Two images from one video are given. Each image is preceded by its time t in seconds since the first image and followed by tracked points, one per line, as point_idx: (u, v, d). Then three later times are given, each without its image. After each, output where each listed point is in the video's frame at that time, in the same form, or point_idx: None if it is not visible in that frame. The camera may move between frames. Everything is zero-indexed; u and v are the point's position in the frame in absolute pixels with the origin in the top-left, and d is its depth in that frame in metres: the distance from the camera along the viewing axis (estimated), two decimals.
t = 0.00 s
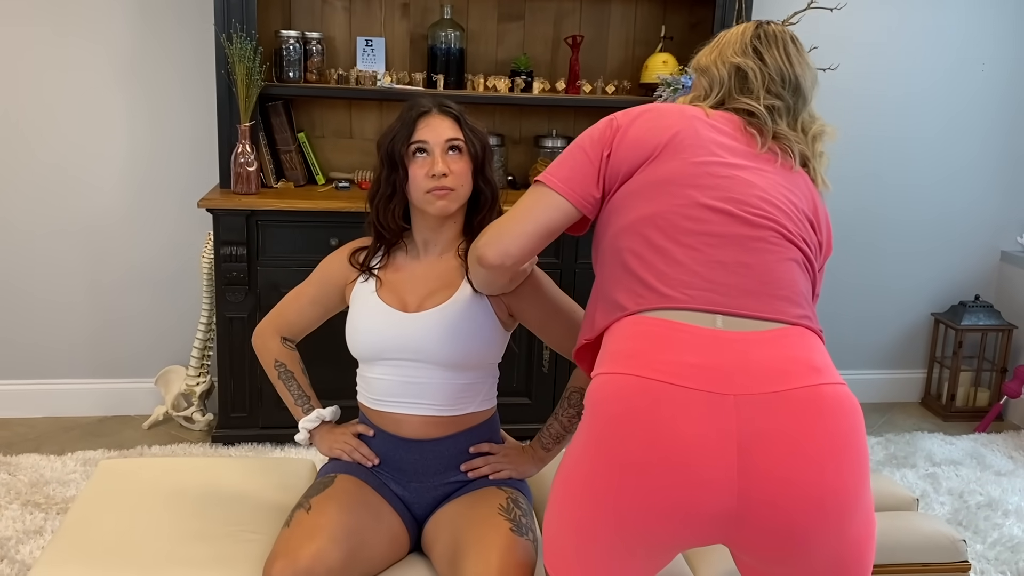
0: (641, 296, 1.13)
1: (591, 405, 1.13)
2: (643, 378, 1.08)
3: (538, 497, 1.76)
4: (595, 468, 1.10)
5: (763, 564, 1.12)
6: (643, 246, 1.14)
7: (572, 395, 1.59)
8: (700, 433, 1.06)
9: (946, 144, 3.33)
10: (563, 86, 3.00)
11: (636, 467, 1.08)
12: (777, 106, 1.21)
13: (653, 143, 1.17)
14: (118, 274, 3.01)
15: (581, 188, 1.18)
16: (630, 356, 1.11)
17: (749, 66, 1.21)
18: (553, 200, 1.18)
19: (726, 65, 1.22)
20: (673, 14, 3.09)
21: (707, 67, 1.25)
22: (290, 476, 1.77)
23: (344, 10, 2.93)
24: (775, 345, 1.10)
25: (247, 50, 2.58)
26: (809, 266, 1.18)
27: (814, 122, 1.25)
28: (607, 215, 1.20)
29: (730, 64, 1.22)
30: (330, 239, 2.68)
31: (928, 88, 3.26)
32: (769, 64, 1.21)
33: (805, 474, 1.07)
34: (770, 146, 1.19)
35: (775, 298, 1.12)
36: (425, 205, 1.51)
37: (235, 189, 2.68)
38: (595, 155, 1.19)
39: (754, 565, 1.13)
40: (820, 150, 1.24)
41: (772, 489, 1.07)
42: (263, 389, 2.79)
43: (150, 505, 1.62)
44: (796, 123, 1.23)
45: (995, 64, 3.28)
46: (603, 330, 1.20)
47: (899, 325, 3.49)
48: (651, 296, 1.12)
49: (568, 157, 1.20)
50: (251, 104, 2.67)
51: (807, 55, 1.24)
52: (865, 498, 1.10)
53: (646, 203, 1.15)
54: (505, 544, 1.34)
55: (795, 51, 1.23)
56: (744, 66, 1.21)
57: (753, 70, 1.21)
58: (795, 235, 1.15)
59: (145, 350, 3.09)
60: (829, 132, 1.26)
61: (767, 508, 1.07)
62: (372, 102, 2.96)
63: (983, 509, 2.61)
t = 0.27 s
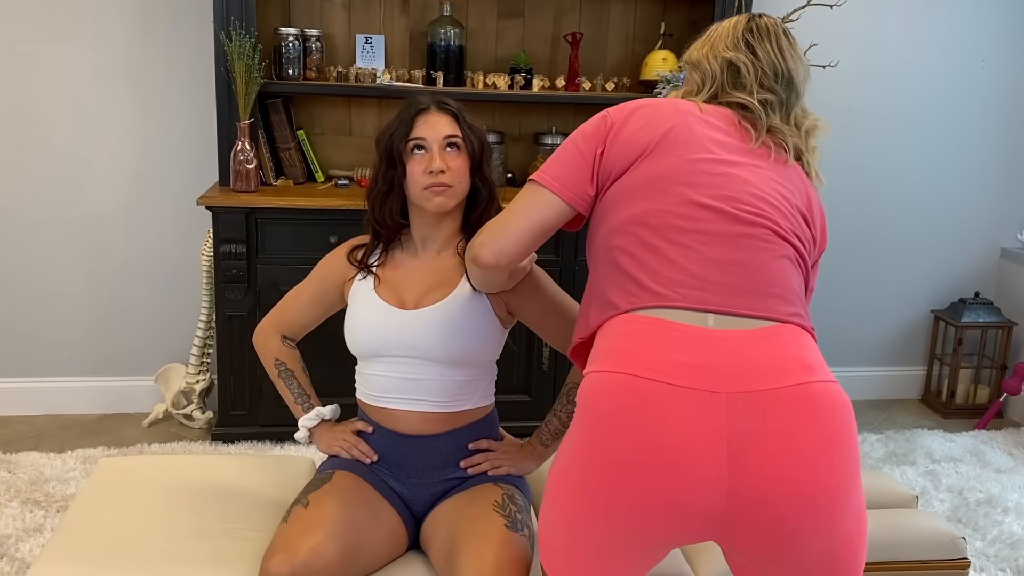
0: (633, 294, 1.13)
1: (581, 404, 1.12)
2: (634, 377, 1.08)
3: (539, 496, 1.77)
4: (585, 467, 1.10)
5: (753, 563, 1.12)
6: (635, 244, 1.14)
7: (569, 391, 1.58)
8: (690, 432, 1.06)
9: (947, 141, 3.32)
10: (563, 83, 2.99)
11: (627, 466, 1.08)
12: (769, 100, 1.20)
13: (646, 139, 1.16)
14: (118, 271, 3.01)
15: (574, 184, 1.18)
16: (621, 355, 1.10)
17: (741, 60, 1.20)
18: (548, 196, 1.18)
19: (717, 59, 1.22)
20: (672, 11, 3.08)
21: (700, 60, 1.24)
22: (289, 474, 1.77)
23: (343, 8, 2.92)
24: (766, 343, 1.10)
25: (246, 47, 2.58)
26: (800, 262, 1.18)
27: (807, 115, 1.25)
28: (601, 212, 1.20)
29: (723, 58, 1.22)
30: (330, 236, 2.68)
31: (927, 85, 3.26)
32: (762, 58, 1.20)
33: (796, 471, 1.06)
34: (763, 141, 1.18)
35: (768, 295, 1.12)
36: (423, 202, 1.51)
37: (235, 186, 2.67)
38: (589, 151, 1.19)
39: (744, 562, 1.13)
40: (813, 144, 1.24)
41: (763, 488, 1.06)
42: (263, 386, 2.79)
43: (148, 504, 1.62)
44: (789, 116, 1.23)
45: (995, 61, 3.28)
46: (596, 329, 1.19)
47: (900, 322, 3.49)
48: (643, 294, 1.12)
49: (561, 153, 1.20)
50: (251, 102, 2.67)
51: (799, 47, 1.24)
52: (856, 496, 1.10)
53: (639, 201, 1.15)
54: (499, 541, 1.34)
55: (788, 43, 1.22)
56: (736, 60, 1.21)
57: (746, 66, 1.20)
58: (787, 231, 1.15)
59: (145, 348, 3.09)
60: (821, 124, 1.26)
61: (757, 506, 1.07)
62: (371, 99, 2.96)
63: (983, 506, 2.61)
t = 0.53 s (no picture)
0: (643, 286, 1.11)
1: (590, 398, 1.11)
2: (646, 372, 1.07)
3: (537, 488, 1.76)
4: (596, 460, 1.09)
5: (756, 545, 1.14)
6: (644, 233, 1.12)
7: (563, 374, 1.64)
8: (704, 426, 1.05)
9: (946, 138, 3.32)
10: (562, 81, 2.99)
11: (639, 459, 1.07)
12: (779, 77, 1.19)
13: (659, 118, 1.12)
14: (117, 271, 3.01)
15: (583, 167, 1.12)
16: (631, 349, 1.09)
17: (762, 31, 1.16)
18: (559, 185, 1.13)
19: (739, 24, 1.16)
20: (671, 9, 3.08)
21: (720, 16, 1.16)
22: (289, 473, 1.77)
23: (342, 6, 2.92)
24: (770, 335, 1.10)
25: (245, 46, 2.58)
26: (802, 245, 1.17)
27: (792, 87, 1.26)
28: (604, 193, 1.16)
29: (745, 23, 1.16)
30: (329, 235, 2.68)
31: (927, 82, 3.26)
32: (772, 31, 1.18)
33: (804, 461, 1.08)
34: (778, 120, 1.17)
35: (770, 287, 1.12)
36: (408, 188, 1.50)
37: (234, 185, 2.67)
38: (597, 128, 1.13)
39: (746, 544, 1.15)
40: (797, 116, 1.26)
41: (773, 478, 1.07)
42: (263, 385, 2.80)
43: (148, 503, 1.62)
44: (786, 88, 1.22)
45: (994, 58, 3.28)
46: (601, 316, 1.17)
47: (899, 320, 3.49)
48: (654, 286, 1.10)
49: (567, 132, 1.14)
50: (250, 101, 2.67)
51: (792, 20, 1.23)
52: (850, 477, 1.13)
53: (647, 190, 1.12)
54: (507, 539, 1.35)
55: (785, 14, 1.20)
56: (757, 29, 1.16)
57: (765, 37, 1.17)
58: (789, 221, 1.15)
59: (144, 346, 3.10)
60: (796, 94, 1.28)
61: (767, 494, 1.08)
62: (370, 99, 2.96)
63: (983, 503, 2.61)
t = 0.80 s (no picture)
0: (701, 279, 1.09)
1: (649, 392, 1.08)
2: (715, 368, 1.04)
3: (538, 487, 1.76)
4: (659, 456, 1.07)
5: (793, 523, 1.17)
6: (700, 224, 1.09)
7: (557, 373, 1.65)
8: (772, 422, 1.04)
9: (945, 135, 3.32)
10: (562, 79, 2.99)
11: (706, 456, 1.05)
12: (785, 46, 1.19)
13: (706, 104, 1.08)
14: (117, 271, 3.01)
15: (627, 157, 1.08)
16: (693, 344, 1.06)
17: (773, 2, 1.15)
18: (598, 180, 1.09)
19: None
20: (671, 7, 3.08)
21: None
22: (289, 473, 1.77)
23: (340, 6, 2.92)
24: (817, 324, 1.11)
25: (244, 46, 2.58)
26: (831, 224, 1.18)
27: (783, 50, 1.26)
28: (645, 183, 1.12)
29: None
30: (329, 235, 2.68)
31: (927, 79, 3.26)
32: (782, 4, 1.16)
33: (856, 446, 1.10)
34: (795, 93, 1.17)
35: (814, 274, 1.12)
36: (401, 189, 1.50)
37: (234, 185, 2.67)
38: (638, 115, 1.08)
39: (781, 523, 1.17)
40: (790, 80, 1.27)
41: (831, 464, 1.09)
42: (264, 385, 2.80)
43: (149, 503, 1.62)
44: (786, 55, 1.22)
45: (994, 55, 3.28)
46: (648, 308, 1.13)
47: (898, 318, 3.49)
48: (714, 279, 1.08)
49: (599, 121, 1.09)
50: (249, 100, 2.67)
51: None
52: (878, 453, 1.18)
53: (702, 179, 1.09)
54: (513, 538, 1.36)
55: None
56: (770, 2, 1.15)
57: (776, 8, 1.15)
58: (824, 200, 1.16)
59: (144, 346, 3.10)
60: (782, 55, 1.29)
61: (815, 482, 1.10)
62: (369, 98, 2.96)
63: (983, 501, 2.62)
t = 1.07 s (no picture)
0: (815, 287, 1.08)
1: (768, 401, 1.09)
2: (832, 373, 1.06)
3: (536, 488, 1.76)
4: (780, 463, 1.08)
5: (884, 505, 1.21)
6: (810, 232, 1.08)
7: (562, 378, 1.66)
8: (889, 420, 1.06)
9: (943, 135, 3.33)
10: (560, 81, 2.99)
11: (831, 461, 1.07)
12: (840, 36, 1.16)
13: (794, 109, 1.06)
14: (116, 274, 3.01)
15: (724, 174, 1.05)
16: (808, 350, 1.08)
17: None
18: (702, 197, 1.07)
19: None
20: (668, 8, 3.08)
21: None
22: (290, 476, 1.77)
23: (338, 8, 2.92)
24: (917, 314, 1.13)
25: (243, 49, 2.58)
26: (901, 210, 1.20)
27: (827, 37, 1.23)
28: (746, 195, 1.10)
29: None
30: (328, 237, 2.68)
31: (925, 80, 3.26)
32: None
33: (955, 430, 1.15)
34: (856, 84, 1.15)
35: (907, 265, 1.14)
36: (405, 198, 1.49)
37: (233, 188, 2.67)
38: (726, 129, 1.05)
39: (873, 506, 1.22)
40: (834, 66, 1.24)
41: (938, 450, 1.13)
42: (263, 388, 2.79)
43: (150, 507, 1.62)
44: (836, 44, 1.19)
45: (993, 56, 3.28)
46: (763, 321, 1.12)
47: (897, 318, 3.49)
48: (830, 286, 1.08)
49: (693, 140, 1.06)
50: (247, 103, 2.67)
51: None
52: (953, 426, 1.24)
53: (808, 187, 1.07)
54: (512, 543, 1.35)
55: None
56: None
57: None
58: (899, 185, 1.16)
59: (144, 350, 3.09)
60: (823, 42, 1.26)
61: (924, 467, 1.13)
62: (367, 100, 2.96)
63: (982, 501, 2.62)
